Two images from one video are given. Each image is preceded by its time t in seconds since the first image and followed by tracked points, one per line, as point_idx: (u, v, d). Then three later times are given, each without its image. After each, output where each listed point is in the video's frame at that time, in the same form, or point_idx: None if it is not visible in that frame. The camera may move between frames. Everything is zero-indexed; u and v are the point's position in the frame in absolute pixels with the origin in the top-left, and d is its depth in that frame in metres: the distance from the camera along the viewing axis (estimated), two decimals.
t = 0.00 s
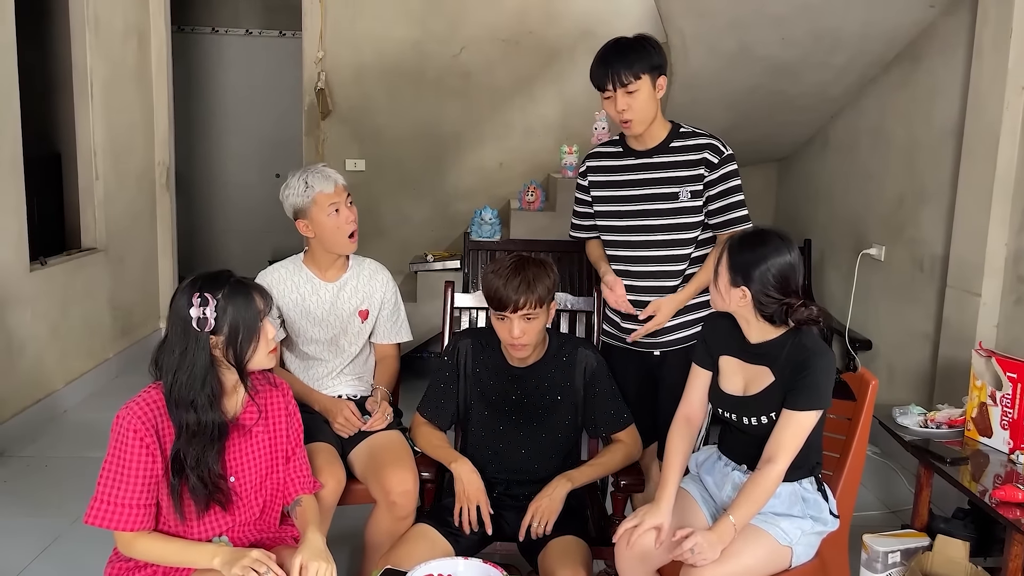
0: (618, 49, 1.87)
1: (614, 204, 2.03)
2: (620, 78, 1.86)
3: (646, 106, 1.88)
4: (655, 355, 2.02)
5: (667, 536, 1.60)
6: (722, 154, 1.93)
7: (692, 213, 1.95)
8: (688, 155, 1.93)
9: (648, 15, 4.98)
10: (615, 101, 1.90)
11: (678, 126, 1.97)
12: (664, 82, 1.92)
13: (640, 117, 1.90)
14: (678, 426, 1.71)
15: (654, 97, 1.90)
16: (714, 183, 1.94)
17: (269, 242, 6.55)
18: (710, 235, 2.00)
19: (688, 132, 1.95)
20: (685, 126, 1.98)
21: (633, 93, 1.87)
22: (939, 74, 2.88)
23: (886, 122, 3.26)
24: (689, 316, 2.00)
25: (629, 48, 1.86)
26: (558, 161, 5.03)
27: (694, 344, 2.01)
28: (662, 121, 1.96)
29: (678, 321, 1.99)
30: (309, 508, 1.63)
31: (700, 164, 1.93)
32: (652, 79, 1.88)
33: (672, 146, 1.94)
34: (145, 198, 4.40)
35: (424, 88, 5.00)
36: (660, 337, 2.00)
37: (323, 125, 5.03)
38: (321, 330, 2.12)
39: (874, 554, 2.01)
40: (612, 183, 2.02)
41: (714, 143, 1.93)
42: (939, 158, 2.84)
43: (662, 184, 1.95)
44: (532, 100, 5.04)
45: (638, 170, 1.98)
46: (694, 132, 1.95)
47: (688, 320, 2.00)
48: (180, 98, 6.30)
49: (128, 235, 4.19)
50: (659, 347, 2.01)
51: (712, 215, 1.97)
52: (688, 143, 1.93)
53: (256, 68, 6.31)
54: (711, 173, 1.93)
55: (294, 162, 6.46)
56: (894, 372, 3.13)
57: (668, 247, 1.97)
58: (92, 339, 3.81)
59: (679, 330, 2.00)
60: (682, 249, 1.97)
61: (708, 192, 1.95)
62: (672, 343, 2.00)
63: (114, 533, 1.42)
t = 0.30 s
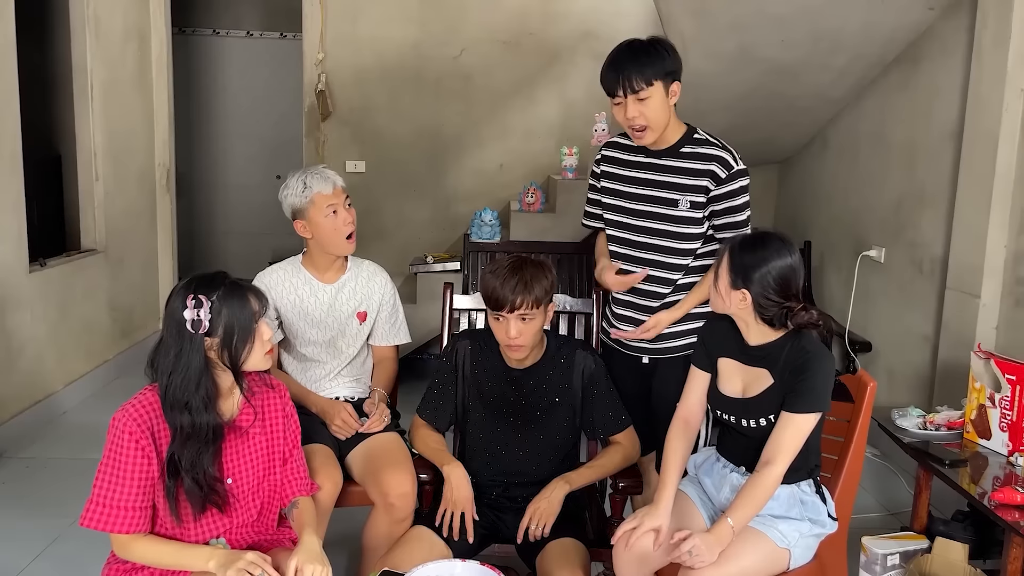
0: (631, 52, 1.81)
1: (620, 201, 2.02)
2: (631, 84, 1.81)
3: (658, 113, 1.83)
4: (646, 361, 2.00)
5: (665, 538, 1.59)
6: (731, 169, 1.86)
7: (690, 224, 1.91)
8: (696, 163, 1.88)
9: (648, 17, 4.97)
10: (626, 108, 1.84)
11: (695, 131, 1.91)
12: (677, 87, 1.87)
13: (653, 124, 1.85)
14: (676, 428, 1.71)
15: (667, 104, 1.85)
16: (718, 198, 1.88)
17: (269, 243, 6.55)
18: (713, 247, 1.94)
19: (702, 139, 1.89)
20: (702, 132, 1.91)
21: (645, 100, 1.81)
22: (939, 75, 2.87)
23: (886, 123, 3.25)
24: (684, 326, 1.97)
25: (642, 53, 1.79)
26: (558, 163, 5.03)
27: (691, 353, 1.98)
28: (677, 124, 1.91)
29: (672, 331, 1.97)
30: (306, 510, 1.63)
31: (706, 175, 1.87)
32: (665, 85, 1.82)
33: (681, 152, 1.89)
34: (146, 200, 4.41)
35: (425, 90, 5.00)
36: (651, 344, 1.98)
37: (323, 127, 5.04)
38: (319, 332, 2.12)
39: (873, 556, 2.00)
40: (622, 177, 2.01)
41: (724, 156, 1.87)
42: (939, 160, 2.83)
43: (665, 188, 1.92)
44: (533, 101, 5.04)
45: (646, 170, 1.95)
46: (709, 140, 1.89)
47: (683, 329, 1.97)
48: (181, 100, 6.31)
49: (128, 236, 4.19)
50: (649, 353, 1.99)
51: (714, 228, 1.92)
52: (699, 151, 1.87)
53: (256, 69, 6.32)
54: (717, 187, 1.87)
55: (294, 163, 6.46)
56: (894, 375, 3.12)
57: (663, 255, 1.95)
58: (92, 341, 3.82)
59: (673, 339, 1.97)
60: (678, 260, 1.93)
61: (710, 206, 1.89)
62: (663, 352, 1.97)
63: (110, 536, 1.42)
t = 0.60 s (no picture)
0: (626, 66, 1.76)
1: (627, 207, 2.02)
2: (627, 100, 1.77)
3: (658, 126, 1.79)
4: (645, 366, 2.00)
5: (664, 540, 1.59)
6: (729, 188, 1.82)
7: (686, 239, 1.90)
8: (696, 178, 1.85)
9: (647, 18, 4.97)
10: (624, 124, 1.81)
11: (699, 139, 1.87)
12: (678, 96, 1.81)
13: (654, 138, 1.81)
14: (674, 429, 1.70)
15: (668, 116, 1.80)
16: (714, 216, 1.86)
17: (268, 244, 6.54)
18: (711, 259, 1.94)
19: (705, 151, 1.84)
20: (706, 141, 1.87)
21: (643, 116, 1.78)
22: (938, 76, 2.87)
23: (886, 124, 3.25)
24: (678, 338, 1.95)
25: (637, 67, 1.75)
26: (557, 164, 5.03)
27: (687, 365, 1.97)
28: (681, 131, 1.86)
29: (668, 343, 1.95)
30: (304, 511, 1.62)
31: (705, 193, 1.85)
32: (664, 98, 1.77)
33: (684, 164, 1.86)
34: (144, 200, 4.40)
35: (424, 90, 5.00)
36: (648, 354, 1.98)
37: (322, 128, 5.03)
38: (316, 333, 2.11)
39: (872, 558, 2.00)
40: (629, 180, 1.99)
41: (724, 173, 1.82)
42: (938, 160, 2.83)
43: (665, 201, 1.90)
44: (532, 102, 5.04)
45: (649, 179, 1.93)
46: (712, 153, 1.84)
47: (677, 343, 1.95)
48: (180, 101, 6.31)
49: (126, 237, 4.18)
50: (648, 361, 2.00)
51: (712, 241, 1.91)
52: (699, 166, 1.84)
53: (256, 71, 6.32)
54: (713, 205, 1.85)
55: (293, 164, 6.46)
56: (893, 376, 3.11)
57: (661, 267, 1.95)
58: (90, 341, 3.81)
59: (670, 351, 1.96)
60: (675, 273, 1.93)
61: (706, 224, 1.88)
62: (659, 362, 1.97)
63: (107, 537, 1.41)
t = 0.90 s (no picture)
0: (629, 67, 1.76)
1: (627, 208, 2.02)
2: (627, 102, 1.77)
3: (655, 129, 1.79)
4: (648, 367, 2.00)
5: (665, 540, 1.59)
6: (729, 190, 1.81)
7: (686, 242, 1.90)
8: (696, 180, 1.84)
9: (647, 18, 4.97)
10: (624, 125, 1.81)
11: (700, 141, 1.86)
12: (680, 99, 1.81)
13: (652, 142, 1.82)
14: (675, 429, 1.70)
15: (668, 118, 1.80)
16: (713, 218, 1.85)
17: (268, 244, 6.54)
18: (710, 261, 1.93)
19: (705, 152, 1.84)
20: (707, 142, 1.86)
21: (643, 119, 1.78)
22: (938, 76, 2.88)
23: (885, 124, 3.25)
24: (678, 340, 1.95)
25: (639, 68, 1.74)
26: (557, 164, 5.03)
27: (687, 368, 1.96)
28: (681, 133, 1.86)
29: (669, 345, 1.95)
30: (304, 512, 1.62)
31: (705, 194, 1.84)
32: (665, 101, 1.77)
33: (684, 165, 1.85)
34: (144, 200, 4.40)
35: (424, 90, 5.00)
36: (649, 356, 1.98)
37: (322, 128, 5.03)
38: (316, 332, 2.11)
39: (872, 557, 2.00)
40: (629, 180, 1.99)
41: (724, 174, 1.81)
42: (938, 160, 2.83)
43: (665, 202, 1.90)
44: (532, 102, 5.04)
45: (649, 180, 1.93)
46: (713, 154, 1.83)
47: (677, 345, 1.95)
48: (179, 100, 6.30)
49: (125, 237, 4.18)
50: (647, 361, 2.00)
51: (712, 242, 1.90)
52: (700, 167, 1.83)
53: (255, 71, 6.32)
54: (713, 207, 1.84)
55: (293, 164, 6.46)
56: (893, 375, 3.11)
57: (660, 269, 1.95)
58: (90, 341, 3.80)
59: (670, 353, 1.96)
60: (674, 275, 1.94)
61: (705, 226, 1.87)
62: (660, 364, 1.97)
63: (107, 537, 1.41)
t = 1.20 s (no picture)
0: (626, 58, 1.78)
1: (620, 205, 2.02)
2: (624, 91, 1.79)
3: (650, 120, 1.81)
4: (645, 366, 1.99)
5: (664, 539, 1.59)
6: (726, 176, 1.83)
7: (684, 232, 1.90)
8: (691, 169, 1.86)
9: (645, 17, 4.97)
10: (619, 115, 1.83)
11: (693, 132, 1.88)
12: (675, 92, 1.83)
13: (646, 132, 1.83)
14: (674, 428, 1.70)
15: (663, 110, 1.82)
16: (712, 206, 1.86)
17: (266, 243, 6.54)
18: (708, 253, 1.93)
19: (699, 143, 1.86)
20: (700, 134, 1.88)
21: (638, 108, 1.80)
22: (936, 75, 2.88)
23: (884, 123, 3.25)
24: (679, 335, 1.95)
25: (636, 59, 1.77)
26: (556, 163, 5.03)
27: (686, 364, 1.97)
28: (675, 125, 1.88)
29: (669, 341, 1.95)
30: (303, 511, 1.62)
31: (702, 182, 1.85)
32: (660, 92, 1.79)
33: (679, 156, 1.87)
34: (142, 199, 4.39)
35: (422, 89, 5.00)
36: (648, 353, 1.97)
37: (321, 126, 5.02)
38: (316, 331, 2.11)
39: (870, 556, 1.99)
40: (622, 179, 1.99)
41: (720, 162, 1.83)
42: (937, 159, 2.83)
43: (662, 194, 1.90)
44: (531, 101, 5.04)
45: (643, 176, 1.94)
46: (707, 144, 1.86)
47: (677, 341, 1.95)
48: (178, 99, 6.30)
49: (124, 235, 4.18)
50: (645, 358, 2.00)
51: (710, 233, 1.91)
52: (695, 156, 1.85)
53: (254, 69, 6.32)
54: (711, 194, 1.85)
55: (291, 163, 6.46)
56: (892, 374, 3.12)
57: (658, 263, 1.95)
58: (88, 340, 3.80)
59: (670, 350, 1.96)
60: (673, 268, 1.93)
61: (705, 214, 1.88)
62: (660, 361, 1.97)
63: (106, 537, 1.41)
